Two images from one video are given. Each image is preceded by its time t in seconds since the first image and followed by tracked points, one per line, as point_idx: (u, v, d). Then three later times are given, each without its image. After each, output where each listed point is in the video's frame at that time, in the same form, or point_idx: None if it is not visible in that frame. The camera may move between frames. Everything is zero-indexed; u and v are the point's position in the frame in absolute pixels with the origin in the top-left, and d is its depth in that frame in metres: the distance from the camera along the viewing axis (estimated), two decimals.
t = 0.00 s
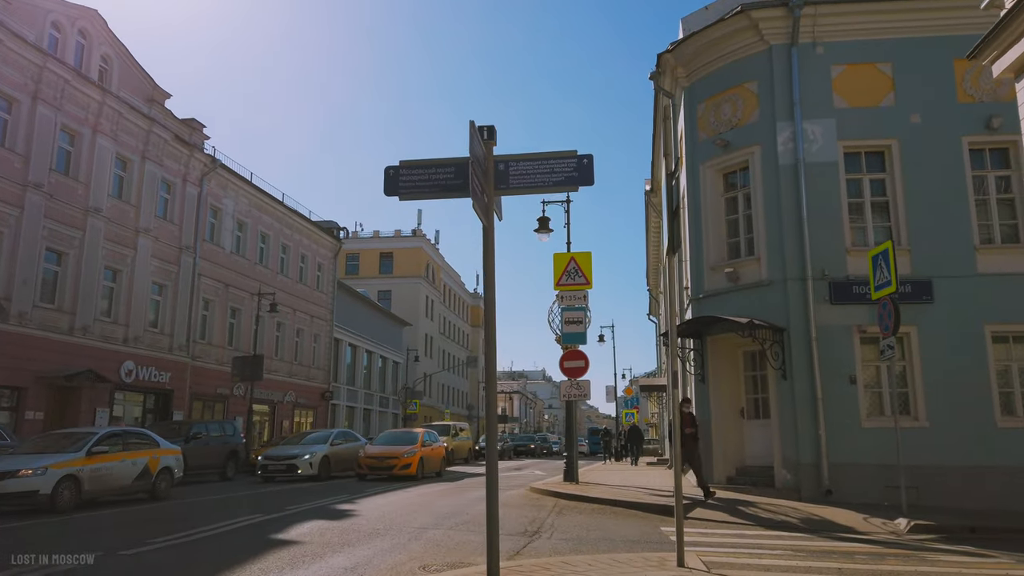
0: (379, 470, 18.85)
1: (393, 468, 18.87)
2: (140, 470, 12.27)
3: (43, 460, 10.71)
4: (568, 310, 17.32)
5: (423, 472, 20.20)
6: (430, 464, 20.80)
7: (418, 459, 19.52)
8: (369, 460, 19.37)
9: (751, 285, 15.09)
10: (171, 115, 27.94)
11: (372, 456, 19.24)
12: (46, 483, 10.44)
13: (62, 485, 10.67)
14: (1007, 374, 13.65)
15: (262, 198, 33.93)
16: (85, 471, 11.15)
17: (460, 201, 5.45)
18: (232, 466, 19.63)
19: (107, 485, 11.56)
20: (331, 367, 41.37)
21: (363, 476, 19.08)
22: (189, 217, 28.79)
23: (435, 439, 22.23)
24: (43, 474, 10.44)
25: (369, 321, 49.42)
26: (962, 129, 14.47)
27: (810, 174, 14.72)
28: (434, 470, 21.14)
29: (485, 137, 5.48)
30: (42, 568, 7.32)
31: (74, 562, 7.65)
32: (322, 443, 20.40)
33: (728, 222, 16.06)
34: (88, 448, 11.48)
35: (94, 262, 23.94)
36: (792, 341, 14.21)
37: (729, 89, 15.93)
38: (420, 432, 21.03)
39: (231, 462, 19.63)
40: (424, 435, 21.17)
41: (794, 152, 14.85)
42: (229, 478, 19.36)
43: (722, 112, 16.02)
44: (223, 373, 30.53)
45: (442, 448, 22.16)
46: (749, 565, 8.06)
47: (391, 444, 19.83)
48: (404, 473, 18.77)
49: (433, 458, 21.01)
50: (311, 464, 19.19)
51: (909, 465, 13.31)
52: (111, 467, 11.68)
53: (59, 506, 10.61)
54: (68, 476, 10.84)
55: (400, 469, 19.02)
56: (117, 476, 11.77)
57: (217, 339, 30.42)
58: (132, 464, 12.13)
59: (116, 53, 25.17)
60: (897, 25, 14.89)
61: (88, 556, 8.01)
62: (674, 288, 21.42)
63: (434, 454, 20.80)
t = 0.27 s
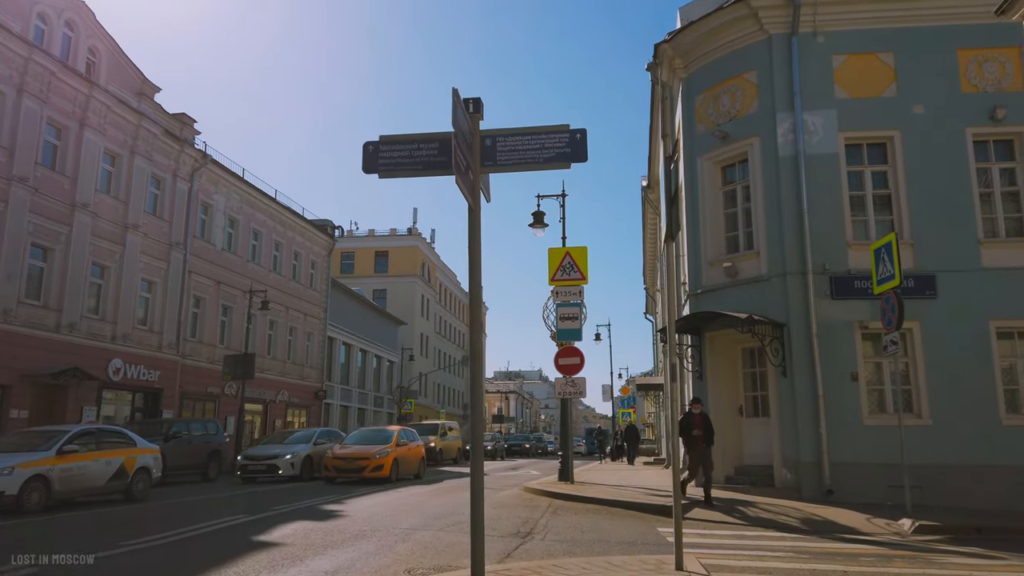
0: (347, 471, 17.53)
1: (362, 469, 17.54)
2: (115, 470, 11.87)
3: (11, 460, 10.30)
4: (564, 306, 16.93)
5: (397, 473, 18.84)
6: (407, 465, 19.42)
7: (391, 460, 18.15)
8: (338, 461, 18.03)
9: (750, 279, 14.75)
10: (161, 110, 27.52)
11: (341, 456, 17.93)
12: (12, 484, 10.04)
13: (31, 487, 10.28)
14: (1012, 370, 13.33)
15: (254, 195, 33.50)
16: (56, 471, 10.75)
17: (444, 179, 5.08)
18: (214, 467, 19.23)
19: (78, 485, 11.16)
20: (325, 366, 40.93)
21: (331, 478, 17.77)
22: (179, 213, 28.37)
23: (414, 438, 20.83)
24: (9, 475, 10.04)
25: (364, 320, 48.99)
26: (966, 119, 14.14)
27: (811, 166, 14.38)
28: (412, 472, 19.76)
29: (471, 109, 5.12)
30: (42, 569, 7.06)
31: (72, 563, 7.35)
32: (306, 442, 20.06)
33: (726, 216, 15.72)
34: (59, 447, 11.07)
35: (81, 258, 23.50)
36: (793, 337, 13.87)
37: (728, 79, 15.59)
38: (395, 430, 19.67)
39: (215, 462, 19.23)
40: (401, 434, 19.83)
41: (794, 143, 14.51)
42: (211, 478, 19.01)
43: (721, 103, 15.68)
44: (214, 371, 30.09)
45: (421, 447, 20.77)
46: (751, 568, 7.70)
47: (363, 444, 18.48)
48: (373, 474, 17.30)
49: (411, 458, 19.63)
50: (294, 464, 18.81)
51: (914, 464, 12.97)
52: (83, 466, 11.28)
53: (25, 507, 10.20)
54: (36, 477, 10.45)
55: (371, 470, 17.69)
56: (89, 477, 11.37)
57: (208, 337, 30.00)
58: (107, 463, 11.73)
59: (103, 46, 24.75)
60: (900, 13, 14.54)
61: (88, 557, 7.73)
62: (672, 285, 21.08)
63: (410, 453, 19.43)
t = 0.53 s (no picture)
0: (312, 476, 16.07)
1: (328, 474, 16.10)
2: (91, 473, 11.52)
3: None
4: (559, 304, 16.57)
5: (367, 478, 17.38)
6: (378, 469, 17.96)
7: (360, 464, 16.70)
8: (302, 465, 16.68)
9: (749, 277, 14.42)
10: (152, 106, 27.12)
11: (305, 460, 16.47)
12: None
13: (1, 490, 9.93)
14: (1018, 369, 13.02)
15: (247, 192, 33.10)
16: (26, 475, 10.37)
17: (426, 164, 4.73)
18: (194, 469, 18.78)
19: (51, 489, 10.78)
20: (319, 365, 40.52)
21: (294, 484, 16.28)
22: (170, 210, 27.96)
23: (388, 440, 19.37)
24: None
25: (359, 319, 48.60)
26: (970, 113, 13.82)
27: (812, 160, 14.05)
28: (385, 475, 18.29)
29: (456, 90, 4.76)
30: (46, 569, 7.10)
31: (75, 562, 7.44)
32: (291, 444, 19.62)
33: (726, 212, 15.39)
34: (31, 449, 10.68)
35: (68, 256, 23.08)
36: (794, 336, 13.54)
37: (727, 73, 15.25)
38: (366, 430, 18.21)
39: (194, 464, 18.78)
40: (372, 434, 18.39)
41: (794, 138, 14.19)
42: (191, 480, 18.67)
43: (720, 97, 15.34)
44: (205, 371, 29.70)
45: (396, 450, 19.30)
46: None
47: (329, 447, 17.03)
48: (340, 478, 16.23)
49: (383, 461, 18.16)
50: (274, 466, 18.29)
51: (917, 466, 12.66)
52: (56, 469, 10.90)
53: None
54: (5, 480, 10.07)
55: (337, 474, 16.25)
56: (63, 480, 11.00)
57: (200, 337, 29.59)
58: (81, 466, 11.35)
59: (92, 40, 24.33)
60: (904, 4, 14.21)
61: (89, 557, 7.82)
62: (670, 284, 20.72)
63: (381, 457, 17.95)
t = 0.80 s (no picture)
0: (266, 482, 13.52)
1: (285, 479, 13.51)
2: (65, 474, 11.10)
3: None
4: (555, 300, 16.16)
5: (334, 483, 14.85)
6: (347, 472, 15.43)
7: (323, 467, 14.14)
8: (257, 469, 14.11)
9: (750, 272, 14.07)
10: (142, 100, 26.71)
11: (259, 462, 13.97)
12: None
13: None
14: None
15: (239, 189, 32.69)
16: None
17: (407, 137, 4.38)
18: (172, 470, 18.35)
19: (22, 490, 10.37)
20: (313, 364, 40.10)
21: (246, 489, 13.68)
22: (161, 206, 27.54)
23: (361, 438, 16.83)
24: None
25: (355, 318, 48.21)
26: (976, 103, 13.48)
27: (814, 152, 13.71)
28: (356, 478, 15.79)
29: (440, 56, 4.40)
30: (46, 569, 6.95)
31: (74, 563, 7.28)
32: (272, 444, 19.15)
33: (725, 206, 15.04)
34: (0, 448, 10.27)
35: (56, 252, 22.67)
36: (796, 331, 13.20)
37: (727, 63, 14.90)
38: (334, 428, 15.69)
39: (172, 464, 18.33)
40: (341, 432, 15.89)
41: (796, 129, 13.84)
42: (173, 481, 18.24)
43: (719, 88, 14.99)
44: (197, 370, 29.28)
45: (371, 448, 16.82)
46: None
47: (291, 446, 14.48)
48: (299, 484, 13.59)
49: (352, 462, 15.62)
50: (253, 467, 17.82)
51: (923, 466, 12.31)
52: (28, 470, 10.49)
53: None
54: None
55: (296, 480, 13.66)
56: (34, 481, 10.57)
57: (191, 335, 29.17)
58: (54, 467, 10.94)
59: (81, 33, 23.90)
60: None
61: (89, 557, 7.64)
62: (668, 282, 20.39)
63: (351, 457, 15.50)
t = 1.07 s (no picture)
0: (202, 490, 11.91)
1: (224, 487, 11.89)
2: (33, 476, 10.71)
3: None
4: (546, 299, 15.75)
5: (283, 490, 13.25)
6: (301, 477, 13.87)
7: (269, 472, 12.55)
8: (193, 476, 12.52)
9: (745, 269, 13.76)
10: (128, 95, 26.24)
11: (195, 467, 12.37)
12: None
13: None
14: None
15: (228, 186, 32.22)
16: None
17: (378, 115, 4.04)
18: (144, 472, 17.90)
19: None
20: (303, 364, 39.66)
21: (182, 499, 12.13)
22: (147, 203, 27.07)
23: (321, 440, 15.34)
24: None
25: (346, 317, 47.80)
26: (976, 97, 13.21)
27: (810, 147, 13.40)
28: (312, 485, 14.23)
29: (413, 25, 4.05)
30: (46, 569, 6.95)
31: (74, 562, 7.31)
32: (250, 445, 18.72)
33: (720, 202, 14.73)
34: None
35: (38, 249, 22.20)
36: (792, 330, 12.90)
37: (722, 56, 14.59)
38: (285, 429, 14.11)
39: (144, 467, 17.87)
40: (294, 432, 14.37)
41: (792, 123, 13.54)
42: (144, 483, 17.80)
43: (714, 82, 14.68)
44: (183, 369, 28.83)
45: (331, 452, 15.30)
46: None
47: (234, 449, 12.87)
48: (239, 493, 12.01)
49: (308, 466, 14.08)
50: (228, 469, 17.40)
51: (921, 468, 12.03)
52: None
53: None
54: None
55: (236, 488, 12.04)
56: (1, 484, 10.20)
57: (178, 334, 28.71)
58: (21, 469, 10.56)
59: (64, 26, 23.43)
60: None
61: (89, 557, 7.64)
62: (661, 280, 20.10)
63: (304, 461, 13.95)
